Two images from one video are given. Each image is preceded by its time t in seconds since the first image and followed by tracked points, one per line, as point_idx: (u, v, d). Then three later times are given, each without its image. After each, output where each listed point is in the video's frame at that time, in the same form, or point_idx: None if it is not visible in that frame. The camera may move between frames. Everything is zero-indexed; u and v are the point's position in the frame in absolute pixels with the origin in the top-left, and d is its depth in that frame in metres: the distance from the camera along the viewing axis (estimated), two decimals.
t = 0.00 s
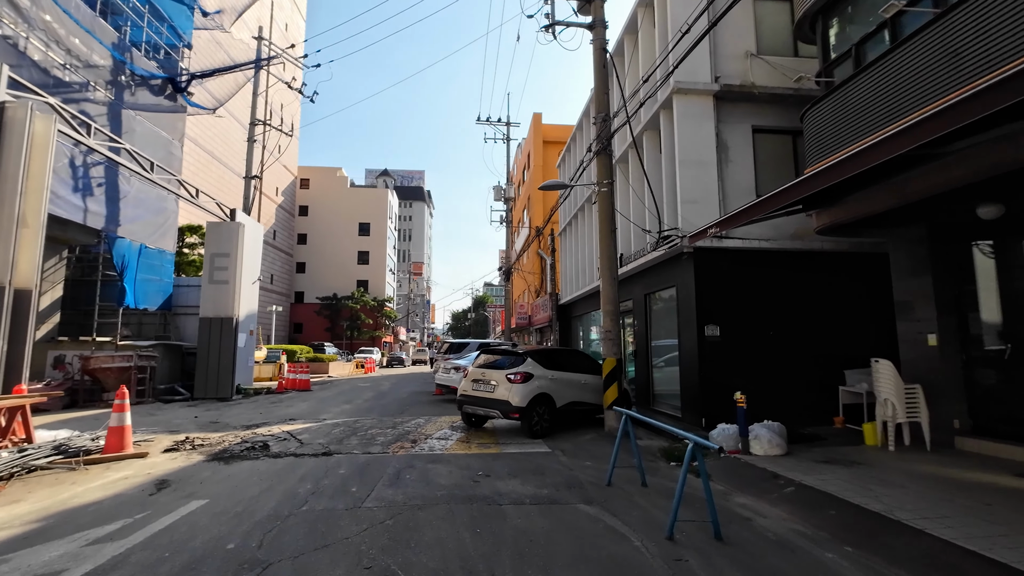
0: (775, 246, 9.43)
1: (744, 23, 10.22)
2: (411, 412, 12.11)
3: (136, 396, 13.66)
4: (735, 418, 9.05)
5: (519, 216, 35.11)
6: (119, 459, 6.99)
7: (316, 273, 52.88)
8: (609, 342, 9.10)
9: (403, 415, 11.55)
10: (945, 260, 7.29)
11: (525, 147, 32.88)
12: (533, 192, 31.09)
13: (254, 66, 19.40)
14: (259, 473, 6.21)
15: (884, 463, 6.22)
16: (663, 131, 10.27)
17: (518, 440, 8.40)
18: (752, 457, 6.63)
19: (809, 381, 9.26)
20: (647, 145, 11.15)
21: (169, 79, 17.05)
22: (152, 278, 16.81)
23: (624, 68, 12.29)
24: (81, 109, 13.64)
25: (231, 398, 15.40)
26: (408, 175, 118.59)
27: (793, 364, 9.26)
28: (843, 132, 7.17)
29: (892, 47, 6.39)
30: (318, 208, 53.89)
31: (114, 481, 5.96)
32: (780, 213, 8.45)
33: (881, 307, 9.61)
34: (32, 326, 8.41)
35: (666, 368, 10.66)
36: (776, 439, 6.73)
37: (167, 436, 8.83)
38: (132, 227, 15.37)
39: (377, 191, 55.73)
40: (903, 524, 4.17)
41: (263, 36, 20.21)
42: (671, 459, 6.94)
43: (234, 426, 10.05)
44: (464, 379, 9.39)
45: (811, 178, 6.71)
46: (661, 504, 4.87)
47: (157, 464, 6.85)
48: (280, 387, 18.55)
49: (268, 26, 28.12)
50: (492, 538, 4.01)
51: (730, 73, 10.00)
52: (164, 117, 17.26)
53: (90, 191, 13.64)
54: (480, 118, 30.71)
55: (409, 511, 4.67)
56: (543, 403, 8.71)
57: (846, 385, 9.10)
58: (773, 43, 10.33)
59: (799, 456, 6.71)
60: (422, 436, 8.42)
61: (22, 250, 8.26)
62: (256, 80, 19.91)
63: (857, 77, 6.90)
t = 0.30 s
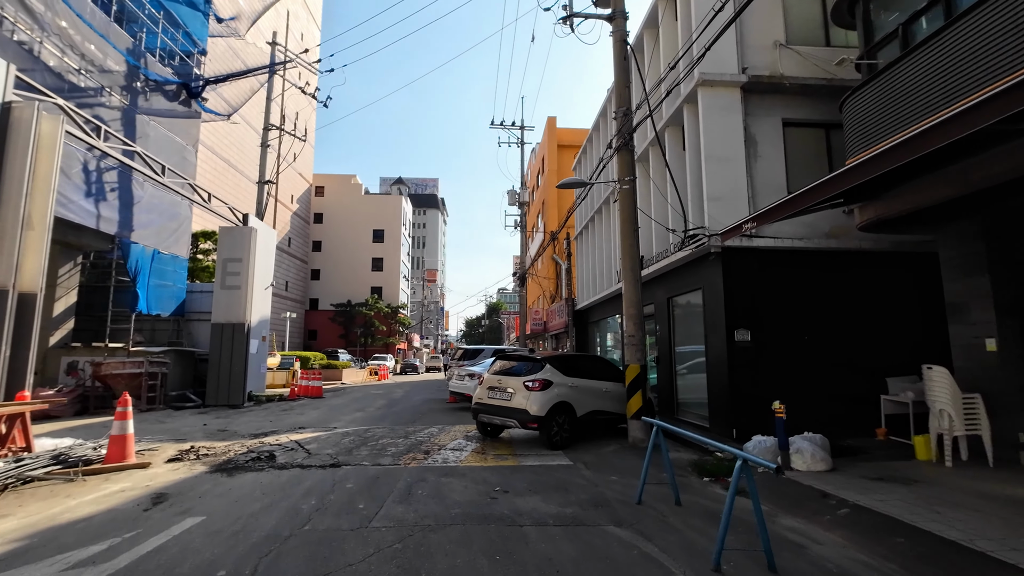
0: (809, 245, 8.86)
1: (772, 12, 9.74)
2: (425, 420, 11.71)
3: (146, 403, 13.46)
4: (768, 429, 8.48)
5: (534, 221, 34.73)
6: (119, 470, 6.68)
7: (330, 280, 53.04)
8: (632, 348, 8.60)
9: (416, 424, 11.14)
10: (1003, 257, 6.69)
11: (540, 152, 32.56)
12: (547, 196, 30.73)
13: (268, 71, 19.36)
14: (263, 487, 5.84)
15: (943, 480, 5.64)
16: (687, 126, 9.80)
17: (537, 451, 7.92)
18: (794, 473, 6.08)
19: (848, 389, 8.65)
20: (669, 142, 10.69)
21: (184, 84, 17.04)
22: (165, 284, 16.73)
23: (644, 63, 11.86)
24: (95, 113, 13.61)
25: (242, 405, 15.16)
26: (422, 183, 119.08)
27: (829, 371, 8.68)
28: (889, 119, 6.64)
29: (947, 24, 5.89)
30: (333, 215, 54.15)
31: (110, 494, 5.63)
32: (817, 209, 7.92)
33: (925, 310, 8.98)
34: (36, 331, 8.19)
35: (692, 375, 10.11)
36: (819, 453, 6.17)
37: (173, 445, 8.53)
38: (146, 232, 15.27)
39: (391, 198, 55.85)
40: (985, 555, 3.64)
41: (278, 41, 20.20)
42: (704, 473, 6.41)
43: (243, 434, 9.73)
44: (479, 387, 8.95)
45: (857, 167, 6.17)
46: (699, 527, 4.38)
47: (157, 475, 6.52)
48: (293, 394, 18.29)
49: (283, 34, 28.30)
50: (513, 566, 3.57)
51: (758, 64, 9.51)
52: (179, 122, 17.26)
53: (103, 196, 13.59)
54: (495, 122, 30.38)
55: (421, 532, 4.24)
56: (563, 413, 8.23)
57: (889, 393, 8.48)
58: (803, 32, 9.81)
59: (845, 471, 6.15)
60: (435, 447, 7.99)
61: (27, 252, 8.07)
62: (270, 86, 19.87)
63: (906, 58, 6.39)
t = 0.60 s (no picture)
0: (847, 243, 8.26)
1: None
2: (438, 429, 11.29)
3: (157, 410, 13.23)
4: (805, 440, 7.89)
5: (549, 224, 34.30)
6: (117, 482, 6.36)
7: (345, 286, 53.16)
8: (656, 353, 8.09)
9: (428, 432, 10.72)
10: None
11: (554, 155, 32.16)
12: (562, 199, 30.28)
13: (281, 76, 19.27)
14: (264, 502, 5.46)
15: (1014, 501, 5.04)
16: (713, 119, 9.28)
17: (556, 464, 7.44)
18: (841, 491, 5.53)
19: (891, 399, 8.02)
20: (692, 137, 10.19)
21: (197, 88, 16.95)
22: (178, 289, 16.62)
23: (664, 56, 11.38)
24: (108, 117, 13.54)
25: (254, 412, 14.93)
26: (437, 189, 119.39)
27: (871, 378, 8.06)
28: (942, 102, 6.06)
29: None
30: (348, 221, 54.33)
31: (103, 509, 5.30)
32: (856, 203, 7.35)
33: (975, 312, 8.31)
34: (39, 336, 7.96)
35: (720, 382, 9.54)
36: (869, 469, 5.61)
37: (177, 454, 8.22)
38: (158, 237, 15.17)
39: (406, 204, 55.93)
40: None
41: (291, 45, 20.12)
42: (740, 490, 5.87)
43: (250, 443, 9.41)
44: (494, 394, 8.52)
45: (908, 152, 5.60)
46: (745, 558, 3.87)
47: (156, 488, 6.19)
48: (305, 401, 18.05)
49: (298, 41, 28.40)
50: None
51: (788, 52, 8.96)
52: (193, 127, 17.20)
53: (116, 201, 13.49)
54: (509, 125, 30.12)
55: (431, 559, 3.81)
56: (583, 422, 7.73)
57: (938, 403, 7.84)
58: (835, 18, 9.24)
59: (899, 490, 5.57)
60: (448, 458, 7.56)
61: (30, 256, 7.85)
62: (283, 90, 19.76)
63: (962, 34, 5.81)
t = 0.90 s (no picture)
0: (891, 238, 7.64)
1: None
2: (450, 437, 10.84)
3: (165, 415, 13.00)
4: (845, 451, 7.30)
5: (563, 226, 33.77)
6: (111, 494, 6.02)
7: (359, 290, 53.14)
8: (682, 356, 7.56)
9: (441, 440, 10.28)
10: None
11: (568, 156, 31.68)
12: (577, 201, 29.78)
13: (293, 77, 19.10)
14: (262, 519, 5.04)
15: None
16: (740, 108, 8.75)
17: (576, 476, 6.94)
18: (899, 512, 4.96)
19: (941, 407, 7.39)
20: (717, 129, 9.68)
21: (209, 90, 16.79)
22: (189, 292, 16.46)
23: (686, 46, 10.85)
24: (117, 118, 13.39)
25: (263, 418, 14.64)
26: (450, 194, 119.41)
27: (918, 385, 7.43)
28: (1006, 78, 5.44)
29: None
30: (362, 225, 54.39)
31: (91, 525, 4.93)
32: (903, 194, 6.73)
33: None
34: (38, 340, 7.69)
35: (750, 388, 8.96)
36: (930, 488, 5.03)
37: (178, 463, 7.87)
38: (169, 240, 14.99)
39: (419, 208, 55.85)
40: None
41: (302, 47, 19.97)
42: (782, 509, 5.32)
43: (255, 452, 9.05)
44: (510, 400, 8.06)
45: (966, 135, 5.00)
46: None
47: (151, 501, 5.82)
48: (317, 406, 17.75)
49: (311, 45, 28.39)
50: None
51: (821, 36, 8.39)
52: (205, 130, 17.07)
53: (125, 203, 13.32)
54: (522, 126, 29.73)
55: None
56: (605, 431, 7.22)
57: (994, 412, 7.19)
58: None
59: (964, 511, 4.98)
60: (460, 469, 7.10)
61: (29, 257, 7.60)
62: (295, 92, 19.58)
63: None
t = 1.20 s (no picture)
0: (931, 234, 7.12)
1: None
2: (459, 445, 10.42)
3: (169, 421, 12.74)
4: (885, 463, 6.77)
5: (574, 229, 33.33)
6: (99, 507, 5.66)
7: (368, 295, 53.03)
8: (706, 361, 7.09)
9: (450, 449, 9.86)
10: None
11: (579, 158, 31.26)
12: (587, 203, 29.35)
13: (300, 78, 18.90)
14: (257, 538, 4.64)
15: None
16: (765, 98, 8.28)
17: (594, 489, 6.47)
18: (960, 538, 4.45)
19: (990, 416, 6.82)
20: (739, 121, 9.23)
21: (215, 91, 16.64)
22: (195, 296, 16.25)
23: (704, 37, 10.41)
24: (122, 120, 13.21)
25: (269, 424, 14.34)
26: (459, 199, 119.31)
27: (965, 392, 6.86)
28: None
29: None
30: (371, 229, 54.34)
31: (72, 544, 4.56)
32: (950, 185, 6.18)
33: None
34: (32, 344, 7.40)
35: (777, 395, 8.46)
36: (994, 510, 4.51)
37: (176, 473, 7.52)
38: (175, 243, 14.79)
39: (428, 212, 55.73)
40: None
41: (310, 48, 19.79)
42: (824, 530, 4.82)
43: (257, 460, 8.69)
44: (522, 407, 7.63)
45: None
46: None
47: (141, 515, 5.46)
48: (324, 412, 17.44)
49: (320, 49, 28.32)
50: None
51: (852, 20, 7.91)
52: (213, 132, 16.91)
53: (130, 206, 13.12)
54: (532, 127, 29.35)
55: None
56: (624, 441, 6.77)
57: None
58: None
59: None
60: (470, 481, 6.66)
61: (24, 258, 7.32)
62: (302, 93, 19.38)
63: None
